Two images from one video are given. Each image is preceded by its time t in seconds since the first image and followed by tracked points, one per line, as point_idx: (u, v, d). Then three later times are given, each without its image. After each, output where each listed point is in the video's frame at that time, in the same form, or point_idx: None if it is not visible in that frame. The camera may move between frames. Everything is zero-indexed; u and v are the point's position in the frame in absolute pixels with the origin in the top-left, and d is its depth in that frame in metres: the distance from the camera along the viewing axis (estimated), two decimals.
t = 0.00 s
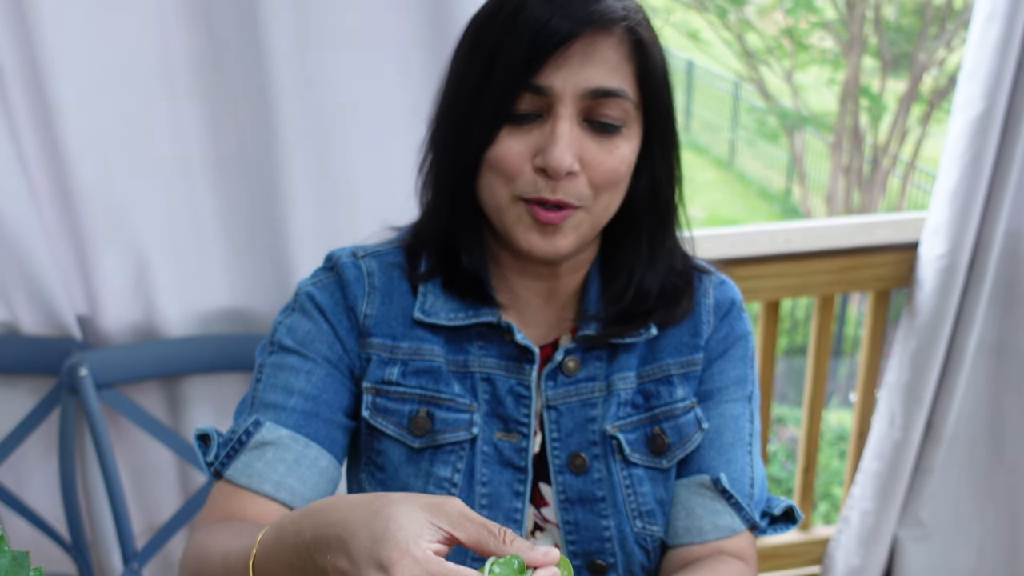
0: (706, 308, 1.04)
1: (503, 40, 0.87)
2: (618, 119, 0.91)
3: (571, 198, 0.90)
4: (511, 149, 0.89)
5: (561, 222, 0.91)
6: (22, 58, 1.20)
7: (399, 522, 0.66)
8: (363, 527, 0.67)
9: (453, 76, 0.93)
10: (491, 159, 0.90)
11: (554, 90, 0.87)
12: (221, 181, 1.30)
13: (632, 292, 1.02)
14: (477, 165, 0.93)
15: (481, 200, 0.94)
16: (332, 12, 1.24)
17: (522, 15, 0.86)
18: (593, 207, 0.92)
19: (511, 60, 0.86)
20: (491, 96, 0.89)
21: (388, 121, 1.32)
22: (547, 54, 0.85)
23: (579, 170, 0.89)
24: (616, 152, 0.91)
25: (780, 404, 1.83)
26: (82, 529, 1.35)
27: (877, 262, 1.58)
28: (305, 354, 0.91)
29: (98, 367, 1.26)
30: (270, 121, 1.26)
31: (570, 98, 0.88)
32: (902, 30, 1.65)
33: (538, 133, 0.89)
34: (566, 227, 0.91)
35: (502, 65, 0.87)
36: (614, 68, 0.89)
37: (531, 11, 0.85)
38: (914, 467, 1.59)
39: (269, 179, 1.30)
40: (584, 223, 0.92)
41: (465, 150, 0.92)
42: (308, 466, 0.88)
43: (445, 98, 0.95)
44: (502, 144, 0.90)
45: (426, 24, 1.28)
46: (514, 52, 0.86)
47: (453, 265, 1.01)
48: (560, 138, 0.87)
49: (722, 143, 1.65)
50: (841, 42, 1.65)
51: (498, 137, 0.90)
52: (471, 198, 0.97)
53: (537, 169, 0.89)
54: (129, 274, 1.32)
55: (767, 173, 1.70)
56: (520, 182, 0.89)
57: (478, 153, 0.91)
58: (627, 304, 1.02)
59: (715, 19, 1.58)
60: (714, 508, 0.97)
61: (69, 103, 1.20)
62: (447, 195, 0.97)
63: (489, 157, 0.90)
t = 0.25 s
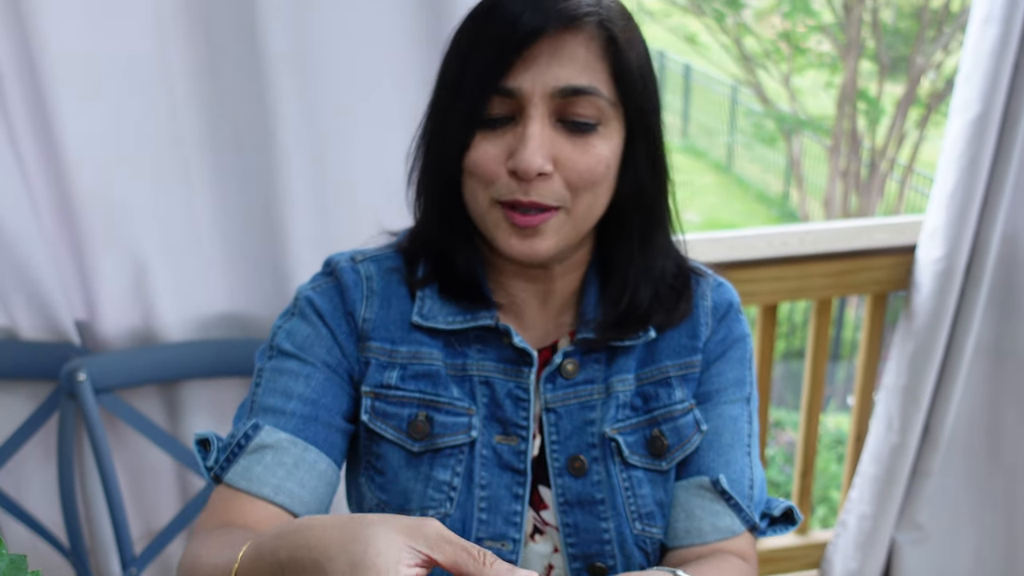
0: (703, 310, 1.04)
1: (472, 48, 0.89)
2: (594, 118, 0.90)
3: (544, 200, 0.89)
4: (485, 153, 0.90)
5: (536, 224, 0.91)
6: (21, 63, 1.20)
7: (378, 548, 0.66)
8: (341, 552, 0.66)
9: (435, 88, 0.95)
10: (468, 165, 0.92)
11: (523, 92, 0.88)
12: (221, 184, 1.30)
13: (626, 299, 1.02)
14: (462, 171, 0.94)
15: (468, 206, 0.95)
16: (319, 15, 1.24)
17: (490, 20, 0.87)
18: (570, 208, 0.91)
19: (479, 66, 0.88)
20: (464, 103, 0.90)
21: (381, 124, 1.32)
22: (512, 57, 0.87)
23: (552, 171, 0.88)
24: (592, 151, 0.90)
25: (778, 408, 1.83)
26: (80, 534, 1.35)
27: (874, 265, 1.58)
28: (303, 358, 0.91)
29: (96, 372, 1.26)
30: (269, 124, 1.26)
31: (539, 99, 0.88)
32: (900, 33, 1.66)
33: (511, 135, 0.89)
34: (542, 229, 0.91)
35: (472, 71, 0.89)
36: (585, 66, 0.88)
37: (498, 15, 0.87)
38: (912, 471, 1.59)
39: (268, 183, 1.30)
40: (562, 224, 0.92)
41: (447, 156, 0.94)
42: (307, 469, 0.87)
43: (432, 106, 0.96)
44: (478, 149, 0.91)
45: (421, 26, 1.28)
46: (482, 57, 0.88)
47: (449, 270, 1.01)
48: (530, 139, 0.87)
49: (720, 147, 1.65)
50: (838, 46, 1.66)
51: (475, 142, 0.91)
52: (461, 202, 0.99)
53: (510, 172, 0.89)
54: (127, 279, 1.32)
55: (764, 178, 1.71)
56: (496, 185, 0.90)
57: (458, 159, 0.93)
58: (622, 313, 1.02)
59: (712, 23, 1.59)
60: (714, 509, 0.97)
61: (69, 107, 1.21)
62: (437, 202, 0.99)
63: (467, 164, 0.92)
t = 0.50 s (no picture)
0: (702, 310, 1.04)
1: (465, 59, 0.89)
2: (589, 130, 0.90)
3: (539, 214, 0.90)
4: (479, 166, 0.90)
5: (530, 238, 0.91)
6: (18, 67, 1.20)
7: (379, 514, 0.66)
8: (341, 519, 0.66)
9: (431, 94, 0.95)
10: (462, 176, 0.92)
11: (517, 106, 0.87)
12: (218, 187, 1.30)
13: (623, 301, 1.02)
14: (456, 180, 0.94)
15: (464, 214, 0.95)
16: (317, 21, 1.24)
17: (484, 31, 0.87)
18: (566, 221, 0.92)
19: (471, 78, 0.88)
20: (459, 116, 0.90)
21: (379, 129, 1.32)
22: (505, 71, 0.86)
23: (547, 186, 0.89)
24: (586, 164, 0.90)
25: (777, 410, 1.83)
26: (78, 538, 1.35)
27: (872, 266, 1.58)
28: (303, 356, 0.91)
29: (94, 377, 1.26)
30: (265, 127, 1.26)
31: (533, 113, 0.88)
32: (897, 35, 1.66)
33: (506, 149, 0.89)
34: (537, 242, 0.91)
35: (467, 83, 0.89)
36: (579, 79, 0.88)
37: (492, 27, 0.87)
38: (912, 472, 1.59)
39: (265, 186, 1.30)
40: (557, 237, 0.92)
41: (442, 165, 0.94)
42: (305, 465, 0.87)
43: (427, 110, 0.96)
44: (472, 161, 0.91)
45: (419, 27, 1.28)
46: (476, 70, 0.87)
47: (447, 270, 1.01)
48: (525, 154, 0.88)
49: (717, 150, 1.66)
50: (836, 48, 1.66)
51: (468, 154, 0.91)
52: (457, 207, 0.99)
53: (505, 187, 0.89)
54: (125, 283, 1.31)
55: (762, 180, 1.71)
56: (490, 198, 0.90)
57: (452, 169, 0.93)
58: (618, 314, 1.02)
59: (709, 26, 1.59)
60: (712, 510, 0.96)
61: (66, 110, 1.20)
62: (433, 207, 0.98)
63: (462, 175, 0.92)
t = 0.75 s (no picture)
0: (701, 309, 1.04)
1: (478, 46, 0.88)
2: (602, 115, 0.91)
3: (558, 197, 0.90)
4: (496, 151, 0.89)
5: (550, 221, 0.91)
6: (17, 67, 1.20)
7: (429, 460, 0.66)
8: (393, 464, 0.65)
9: (435, 86, 0.94)
10: (476, 163, 0.91)
11: (536, 90, 0.88)
12: (216, 186, 1.30)
13: (621, 292, 1.03)
14: (465, 172, 0.93)
15: (470, 205, 0.95)
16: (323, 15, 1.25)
17: (500, 16, 0.87)
18: (580, 205, 0.92)
19: (487, 64, 0.88)
20: (473, 102, 0.89)
21: (379, 125, 1.32)
22: (525, 55, 0.86)
23: (565, 169, 0.89)
24: (601, 148, 0.91)
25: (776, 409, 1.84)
26: (77, 538, 1.35)
27: (870, 266, 1.59)
28: (300, 362, 0.92)
29: (93, 377, 1.26)
30: (263, 125, 1.26)
31: (552, 96, 0.88)
32: (895, 36, 1.66)
33: (522, 134, 0.89)
34: (555, 226, 0.92)
35: (482, 68, 0.88)
36: (594, 64, 0.89)
37: (509, 12, 0.87)
38: (910, 471, 1.59)
39: (263, 184, 1.30)
40: (572, 220, 0.93)
41: (450, 157, 0.93)
42: (307, 473, 0.87)
43: (428, 105, 0.95)
44: (487, 148, 0.90)
45: (418, 25, 1.28)
46: (494, 54, 0.87)
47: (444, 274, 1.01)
48: (544, 138, 0.88)
49: (716, 149, 1.66)
50: (834, 48, 1.67)
51: (482, 141, 0.90)
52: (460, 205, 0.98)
53: (523, 171, 0.89)
54: (124, 283, 1.31)
55: (760, 180, 1.71)
56: (506, 184, 0.90)
57: (462, 160, 0.92)
58: (617, 307, 1.03)
59: (708, 26, 1.59)
60: (712, 509, 0.96)
61: (65, 110, 1.21)
62: (434, 204, 0.98)
63: (474, 162, 0.91)
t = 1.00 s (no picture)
0: (699, 305, 1.05)
1: (487, 40, 0.88)
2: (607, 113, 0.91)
3: (561, 192, 0.90)
4: (500, 145, 0.89)
5: (552, 217, 0.91)
6: (14, 66, 1.20)
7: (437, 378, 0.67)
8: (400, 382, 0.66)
9: (440, 82, 0.94)
10: (480, 156, 0.91)
11: (542, 86, 0.88)
12: (215, 185, 1.30)
13: (622, 289, 1.03)
14: (467, 167, 0.94)
15: (471, 199, 0.95)
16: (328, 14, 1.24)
17: (508, 13, 0.87)
18: (583, 201, 0.92)
19: (495, 58, 0.88)
20: (478, 97, 0.90)
21: (380, 126, 1.32)
22: (533, 50, 0.86)
23: (569, 165, 0.89)
24: (606, 146, 0.91)
25: (775, 410, 1.84)
26: (76, 538, 1.35)
27: (869, 265, 1.59)
28: (300, 362, 0.92)
29: (92, 376, 1.26)
30: (263, 124, 1.26)
31: (559, 93, 0.88)
32: (893, 35, 1.67)
33: (527, 129, 0.89)
34: (557, 222, 0.92)
35: (489, 63, 0.88)
36: (601, 62, 0.89)
37: (516, 9, 0.87)
38: (910, 471, 1.59)
39: (262, 184, 1.30)
40: (575, 216, 0.93)
41: (454, 149, 0.93)
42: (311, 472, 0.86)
43: (433, 99, 0.96)
44: (492, 141, 0.90)
45: (418, 25, 1.28)
46: (501, 49, 0.87)
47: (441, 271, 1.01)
48: (549, 133, 0.88)
49: (715, 149, 1.66)
50: (832, 48, 1.67)
51: (487, 134, 0.90)
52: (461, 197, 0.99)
53: (527, 165, 0.89)
54: (123, 283, 1.31)
55: (759, 180, 1.71)
56: (510, 178, 0.90)
57: (465, 154, 0.92)
58: (617, 302, 1.03)
59: (707, 26, 1.59)
60: (711, 506, 0.95)
61: (63, 109, 1.20)
62: (436, 196, 0.98)
63: (478, 154, 0.91)
